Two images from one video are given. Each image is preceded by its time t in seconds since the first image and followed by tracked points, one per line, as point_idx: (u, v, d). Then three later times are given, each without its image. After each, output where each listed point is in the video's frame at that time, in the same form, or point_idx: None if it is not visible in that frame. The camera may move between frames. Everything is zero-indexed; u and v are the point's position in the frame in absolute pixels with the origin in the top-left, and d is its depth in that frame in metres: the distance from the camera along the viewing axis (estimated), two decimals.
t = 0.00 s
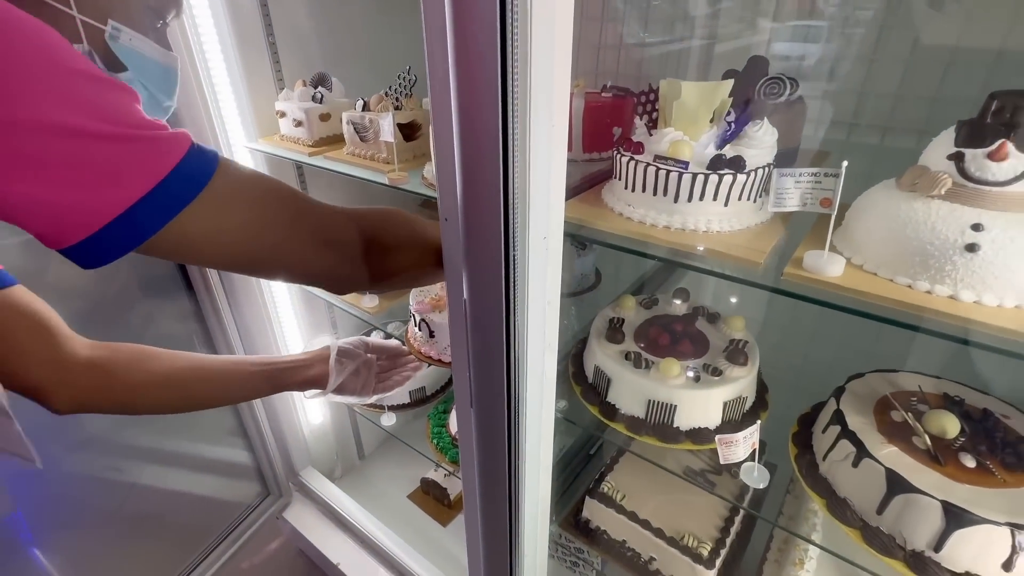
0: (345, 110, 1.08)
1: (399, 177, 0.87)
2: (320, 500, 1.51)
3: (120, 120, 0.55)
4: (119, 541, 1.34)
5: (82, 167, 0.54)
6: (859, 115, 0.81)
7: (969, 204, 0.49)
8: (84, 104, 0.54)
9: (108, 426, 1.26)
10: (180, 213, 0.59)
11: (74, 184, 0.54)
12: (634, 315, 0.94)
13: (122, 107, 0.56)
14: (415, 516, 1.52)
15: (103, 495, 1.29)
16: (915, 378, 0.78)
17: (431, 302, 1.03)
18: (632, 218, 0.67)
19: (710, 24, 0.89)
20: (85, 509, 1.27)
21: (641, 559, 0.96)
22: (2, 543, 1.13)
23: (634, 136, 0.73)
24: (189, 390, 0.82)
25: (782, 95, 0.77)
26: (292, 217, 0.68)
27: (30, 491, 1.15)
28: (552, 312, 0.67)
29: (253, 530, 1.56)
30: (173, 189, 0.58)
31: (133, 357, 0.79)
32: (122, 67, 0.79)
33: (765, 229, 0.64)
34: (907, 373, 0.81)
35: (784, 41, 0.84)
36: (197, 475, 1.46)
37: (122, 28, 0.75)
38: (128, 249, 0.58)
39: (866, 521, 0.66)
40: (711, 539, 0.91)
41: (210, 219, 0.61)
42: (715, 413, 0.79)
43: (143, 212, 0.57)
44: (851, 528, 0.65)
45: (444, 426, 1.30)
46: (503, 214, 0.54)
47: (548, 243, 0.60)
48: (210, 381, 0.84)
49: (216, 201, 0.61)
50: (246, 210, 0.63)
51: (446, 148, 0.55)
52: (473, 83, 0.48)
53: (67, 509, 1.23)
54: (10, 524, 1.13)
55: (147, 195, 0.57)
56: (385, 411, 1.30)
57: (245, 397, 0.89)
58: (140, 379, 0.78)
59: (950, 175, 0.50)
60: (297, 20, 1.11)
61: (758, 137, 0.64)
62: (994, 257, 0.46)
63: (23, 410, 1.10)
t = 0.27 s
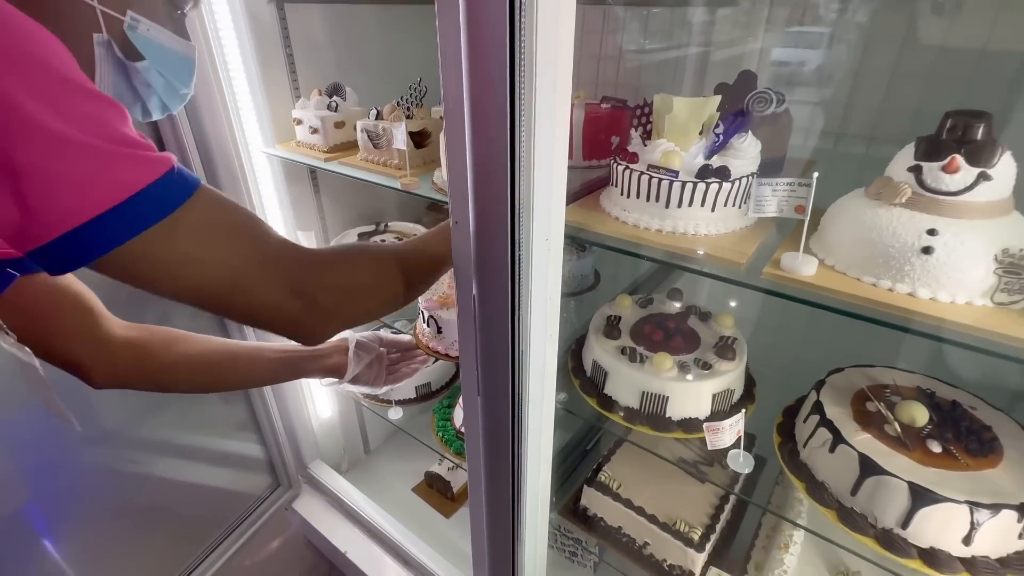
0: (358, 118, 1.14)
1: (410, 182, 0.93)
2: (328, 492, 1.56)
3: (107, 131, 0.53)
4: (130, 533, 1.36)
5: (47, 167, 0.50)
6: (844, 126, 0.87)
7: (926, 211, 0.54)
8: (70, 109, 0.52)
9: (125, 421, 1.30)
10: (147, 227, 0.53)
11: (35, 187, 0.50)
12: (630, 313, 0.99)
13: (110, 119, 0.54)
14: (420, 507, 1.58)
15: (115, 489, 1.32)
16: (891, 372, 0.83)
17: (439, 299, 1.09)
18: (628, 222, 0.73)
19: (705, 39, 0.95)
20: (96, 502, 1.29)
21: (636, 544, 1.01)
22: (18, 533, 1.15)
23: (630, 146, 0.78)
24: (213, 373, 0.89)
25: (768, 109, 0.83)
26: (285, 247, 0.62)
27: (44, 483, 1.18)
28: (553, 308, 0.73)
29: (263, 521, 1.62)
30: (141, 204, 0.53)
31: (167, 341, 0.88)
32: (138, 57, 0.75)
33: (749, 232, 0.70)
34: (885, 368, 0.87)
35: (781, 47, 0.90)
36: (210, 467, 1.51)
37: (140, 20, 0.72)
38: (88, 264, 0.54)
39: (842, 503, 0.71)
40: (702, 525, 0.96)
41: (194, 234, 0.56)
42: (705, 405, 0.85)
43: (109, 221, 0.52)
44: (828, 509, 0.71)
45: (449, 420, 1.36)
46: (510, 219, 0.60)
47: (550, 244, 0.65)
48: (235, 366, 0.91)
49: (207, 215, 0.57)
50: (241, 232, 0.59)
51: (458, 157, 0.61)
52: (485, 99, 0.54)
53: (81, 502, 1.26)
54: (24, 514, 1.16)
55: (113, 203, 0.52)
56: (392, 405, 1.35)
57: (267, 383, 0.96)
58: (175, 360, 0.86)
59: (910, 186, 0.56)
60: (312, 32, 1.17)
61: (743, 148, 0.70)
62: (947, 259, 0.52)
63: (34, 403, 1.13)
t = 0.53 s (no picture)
0: (374, 128, 1.21)
1: (425, 189, 1.00)
2: (339, 484, 1.63)
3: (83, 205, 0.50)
4: (145, 526, 1.42)
5: None
6: (832, 138, 0.93)
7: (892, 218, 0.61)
8: (47, 176, 0.48)
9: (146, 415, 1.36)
10: (67, 312, 0.48)
11: None
12: (629, 312, 1.06)
13: (104, 202, 0.52)
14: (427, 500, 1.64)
15: (134, 481, 1.37)
16: (871, 367, 0.90)
17: (450, 299, 1.15)
18: (627, 227, 0.80)
19: (700, 60, 1.03)
20: (115, 494, 1.34)
21: (634, 530, 1.07)
22: (38, 523, 1.21)
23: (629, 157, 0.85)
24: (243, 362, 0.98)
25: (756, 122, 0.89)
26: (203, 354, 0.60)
27: (66, 476, 1.23)
28: (558, 307, 0.79)
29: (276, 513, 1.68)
30: (67, 291, 0.48)
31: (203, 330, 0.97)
32: (186, 70, 0.74)
33: (736, 237, 0.77)
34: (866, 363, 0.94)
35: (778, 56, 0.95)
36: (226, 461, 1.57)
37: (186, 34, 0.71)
38: None
39: (822, 485, 0.77)
40: (696, 512, 1.02)
41: (119, 324, 0.51)
42: (698, 397, 0.91)
43: (21, 302, 0.46)
44: (808, 491, 0.77)
45: (457, 414, 1.42)
46: (520, 225, 0.66)
47: (555, 247, 0.72)
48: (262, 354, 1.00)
49: (143, 309, 0.53)
50: (172, 332, 0.56)
51: (474, 168, 0.68)
52: (499, 118, 0.61)
53: (100, 493, 1.31)
54: (44, 507, 1.21)
55: (34, 284, 0.47)
56: (402, 401, 1.42)
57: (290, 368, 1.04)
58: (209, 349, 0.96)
59: (878, 197, 0.63)
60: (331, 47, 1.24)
61: (731, 160, 0.77)
62: (909, 261, 0.59)
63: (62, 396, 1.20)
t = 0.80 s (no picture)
0: (392, 136, 1.29)
1: (442, 193, 1.07)
2: (352, 477, 1.69)
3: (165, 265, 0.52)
4: (166, 517, 1.45)
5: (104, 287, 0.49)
6: (825, 147, 1.00)
7: (871, 221, 0.68)
8: (137, 240, 0.49)
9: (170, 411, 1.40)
10: (157, 358, 0.53)
11: (62, 283, 0.49)
12: (633, 310, 1.13)
13: (191, 256, 0.54)
14: (437, 493, 1.70)
15: (156, 473, 1.41)
16: (858, 362, 0.96)
17: (464, 297, 1.23)
18: (631, 229, 0.87)
19: (700, 72, 1.07)
20: (134, 487, 1.36)
21: (637, 516, 1.14)
22: (58, 514, 1.22)
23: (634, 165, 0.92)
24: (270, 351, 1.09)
25: (751, 133, 0.95)
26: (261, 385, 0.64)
27: (86, 467, 1.25)
28: (568, 303, 0.86)
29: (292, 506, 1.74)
30: (154, 341, 0.52)
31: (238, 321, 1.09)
32: (243, 101, 0.73)
33: (732, 239, 0.83)
34: (854, 358, 1.00)
35: (778, 67, 1.00)
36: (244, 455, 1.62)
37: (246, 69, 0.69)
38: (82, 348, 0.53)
39: (811, 468, 0.84)
40: (695, 498, 1.09)
41: (192, 356, 0.54)
42: (697, 389, 0.98)
43: (118, 347, 0.51)
44: (799, 473, 0.83)
45: (467, 408, 1.49)
46: (536, 227, 0.73)
47: (566, 246, 0.79)
48: (284, 345, 1.11)
49: (220, 344, 0.57)
50: (240, 365, 0.60)
51: (494, 173, 0.74)
52: (520, 129, 0.67)
53: (120, 486, 1.34)
54: (65, 499, 1.22)
55: (128, 334, 0.51)
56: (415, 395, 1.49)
57: (304, 360, 1.15)
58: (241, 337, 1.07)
59: (859, 202, 0.70)
60: (351, 60, 1.32)
61: (727, 167, 0.84)
62: (886, 260, 0.65)
63: (88, 388, 1.22)
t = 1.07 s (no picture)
0: (404, 144, 1.34)
1: (452, 199, 1.11)
2: (361, 476, 1.73)
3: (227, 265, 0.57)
4: (179, 515, 1.49)
5: (175, 287, 0.55)
6: (822, 155, 1.04)
7: (860, 227, 0.72)
8: (203, 244, 0.55)
9: (183, 412, 1.43)
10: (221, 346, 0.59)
11: (138, 286, 0.55)
12: (635, 312, 1.17)
13: (246, 256, 0.59)
14: (443, 491, 1.74)
15: (170, 471, 1.44)
16: (852, 362, 1.00)
17: (471, 299, 1.29)
18: (633, 234, 0.91)
19: (701, 79, 1.11)
20: (149, 485, 1.40)
21: (639, 512, 1.17)
22: (74, 511, 1.27)
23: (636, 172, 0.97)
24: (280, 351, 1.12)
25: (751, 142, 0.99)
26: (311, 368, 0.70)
27: (104, 466, 1.29)
28: (572, 305, 0.90)
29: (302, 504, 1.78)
30: (219, 331, 0.58)
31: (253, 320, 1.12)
32: (274, 117, 0.78)
33: (729, 243, 0.88)
34: (848, 358, 1.04)
35: (784, 71, 1.03)
36: (256, 453, 1.66)
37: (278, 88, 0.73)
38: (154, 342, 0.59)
39: (806, 464, 0.87)
40: (695, 494, 1.12)
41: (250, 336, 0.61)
42: (697, 388, 1.02)
43: (190, 338, 0.57)
44: (794, 468, 0.87)
45: (474, 408, 1.53)
46: (543, 232, 0.77)
47: (571, 250, 0.83)
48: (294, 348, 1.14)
49: (272, 326, 0.63)
50: (291, 350, 0.66)
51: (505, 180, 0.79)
52: (529, 140, 0.72)
53: (136, 482, 1.37)
54: (79, 496, 1.26)
55: (198, 327, 0.57)
56: (423, 395, 1.53)
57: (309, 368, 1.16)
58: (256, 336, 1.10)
59: (847, 209, 0.74)
60: (365, 71, 1.37)
61: (723, 176, 0.88)
62: (873, 263, 0.70)
63: (106, 387, 1.24)
